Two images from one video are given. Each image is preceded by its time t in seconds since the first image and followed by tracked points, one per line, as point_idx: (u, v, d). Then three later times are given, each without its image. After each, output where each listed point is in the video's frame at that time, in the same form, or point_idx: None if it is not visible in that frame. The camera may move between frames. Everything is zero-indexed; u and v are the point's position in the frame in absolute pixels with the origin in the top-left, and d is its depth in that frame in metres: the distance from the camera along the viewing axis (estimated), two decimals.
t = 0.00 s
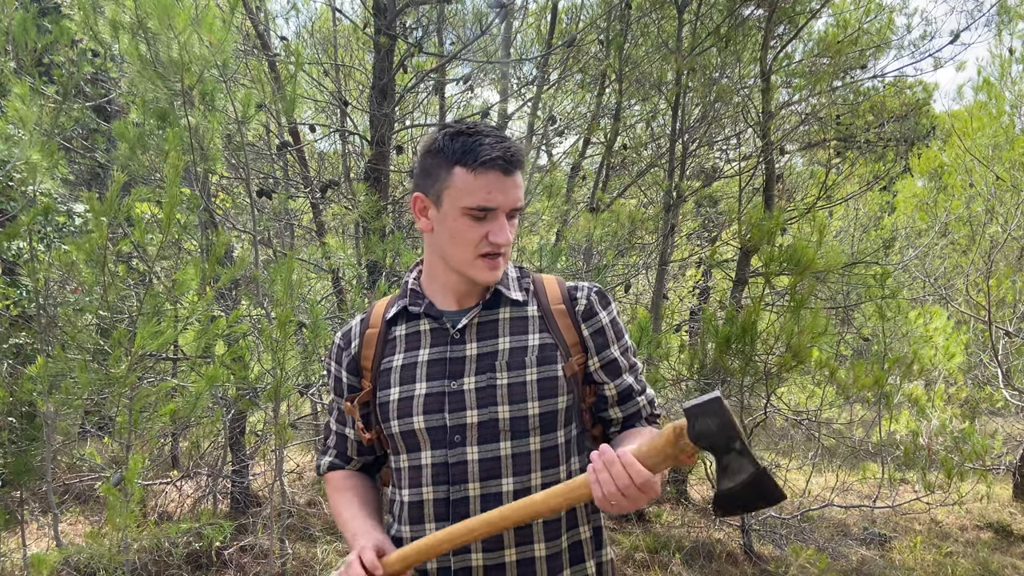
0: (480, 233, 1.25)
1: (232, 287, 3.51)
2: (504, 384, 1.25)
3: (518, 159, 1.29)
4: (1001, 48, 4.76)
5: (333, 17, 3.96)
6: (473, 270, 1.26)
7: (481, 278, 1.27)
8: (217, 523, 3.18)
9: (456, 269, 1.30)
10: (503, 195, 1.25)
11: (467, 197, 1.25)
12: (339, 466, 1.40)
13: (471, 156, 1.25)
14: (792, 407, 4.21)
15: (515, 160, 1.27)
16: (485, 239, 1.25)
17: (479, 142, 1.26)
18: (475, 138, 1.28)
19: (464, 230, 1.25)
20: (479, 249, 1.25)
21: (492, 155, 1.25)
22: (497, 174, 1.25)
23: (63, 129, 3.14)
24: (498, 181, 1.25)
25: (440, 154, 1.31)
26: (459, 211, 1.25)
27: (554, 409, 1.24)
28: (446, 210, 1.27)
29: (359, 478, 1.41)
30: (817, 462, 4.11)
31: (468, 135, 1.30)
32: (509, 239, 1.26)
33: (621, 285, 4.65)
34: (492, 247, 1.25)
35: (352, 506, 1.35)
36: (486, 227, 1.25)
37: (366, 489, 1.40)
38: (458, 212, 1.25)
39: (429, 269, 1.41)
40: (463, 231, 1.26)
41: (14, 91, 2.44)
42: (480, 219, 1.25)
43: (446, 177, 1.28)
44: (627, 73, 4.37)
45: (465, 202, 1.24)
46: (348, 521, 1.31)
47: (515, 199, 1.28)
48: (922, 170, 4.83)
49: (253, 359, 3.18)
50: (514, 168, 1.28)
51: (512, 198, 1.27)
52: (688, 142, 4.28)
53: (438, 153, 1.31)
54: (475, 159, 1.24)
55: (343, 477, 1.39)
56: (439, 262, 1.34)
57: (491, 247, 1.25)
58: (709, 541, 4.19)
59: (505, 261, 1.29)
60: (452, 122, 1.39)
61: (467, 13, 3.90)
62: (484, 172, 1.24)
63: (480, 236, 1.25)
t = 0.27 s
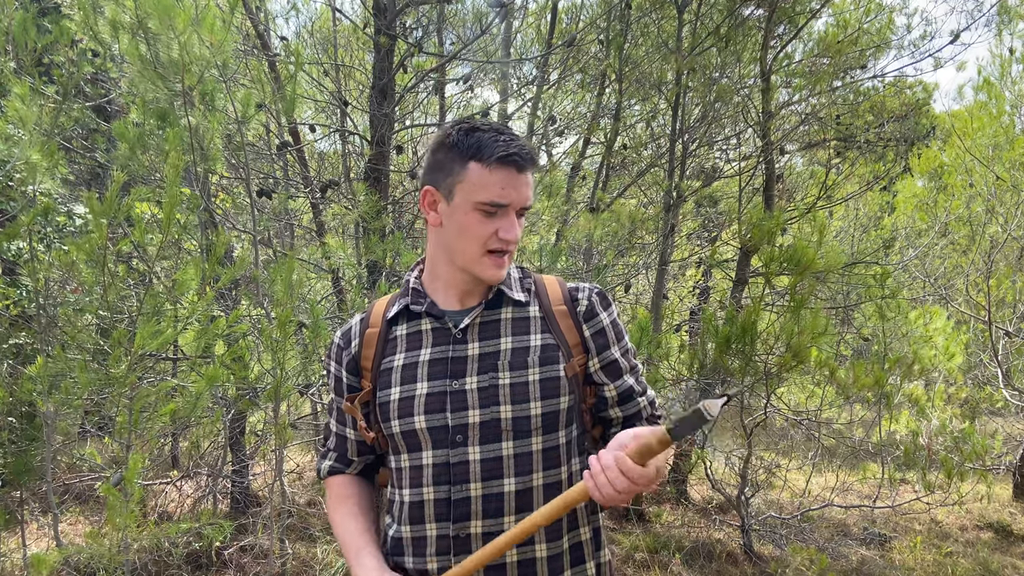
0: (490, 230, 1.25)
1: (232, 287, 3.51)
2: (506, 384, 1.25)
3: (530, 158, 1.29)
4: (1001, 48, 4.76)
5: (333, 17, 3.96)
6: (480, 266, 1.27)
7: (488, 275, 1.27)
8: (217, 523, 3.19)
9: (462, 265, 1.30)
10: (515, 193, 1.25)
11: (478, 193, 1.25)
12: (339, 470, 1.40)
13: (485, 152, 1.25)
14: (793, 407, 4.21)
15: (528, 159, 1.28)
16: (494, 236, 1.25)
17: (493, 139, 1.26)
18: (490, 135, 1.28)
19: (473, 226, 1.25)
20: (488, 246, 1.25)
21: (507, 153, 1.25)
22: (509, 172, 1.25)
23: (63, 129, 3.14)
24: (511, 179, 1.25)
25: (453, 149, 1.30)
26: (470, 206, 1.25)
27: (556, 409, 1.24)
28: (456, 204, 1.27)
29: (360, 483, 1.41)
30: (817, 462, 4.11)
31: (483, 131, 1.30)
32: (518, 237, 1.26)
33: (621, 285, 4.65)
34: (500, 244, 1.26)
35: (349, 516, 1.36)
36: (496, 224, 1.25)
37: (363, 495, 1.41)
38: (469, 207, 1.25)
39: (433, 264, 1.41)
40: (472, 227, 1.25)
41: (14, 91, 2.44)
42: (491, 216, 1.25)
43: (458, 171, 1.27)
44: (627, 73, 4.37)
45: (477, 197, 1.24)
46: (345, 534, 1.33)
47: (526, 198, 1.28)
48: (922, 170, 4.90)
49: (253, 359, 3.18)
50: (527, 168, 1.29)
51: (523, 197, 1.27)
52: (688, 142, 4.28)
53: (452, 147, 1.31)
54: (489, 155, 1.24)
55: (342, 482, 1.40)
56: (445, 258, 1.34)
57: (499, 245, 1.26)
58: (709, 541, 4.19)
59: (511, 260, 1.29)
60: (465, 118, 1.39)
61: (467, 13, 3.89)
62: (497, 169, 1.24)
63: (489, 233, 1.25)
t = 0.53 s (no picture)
0: (485, 226, 1.25)
1: (232, 287, 3.51)
2: (505, 385, 1.25)
3: (526, 155, 1.29)
4: (1001, 48, 4.77)
5: (333, 17, 3.96)
6: (476, 263, 1.27)
7: (484, 272, 1.27)
8: (217, 523, 3.19)
9: (459, 263, 1.30)
10: (511, 189, 1.25)
11: (474, 189, 1.25)
12: (337, 473, 1.40)
13: (481, 149, 1.25)
14: (792, 407, 4.21)
15: (523, 155, 1.28)
16: (490, 233, 1.25)
17: (489, 136, 1.27)
18: (485, 132, 1.28)
19: (469, 222, 1.25)
20: (483, 243, 1.25)
21: (502, 150, 1.25)
22: (505, 168, 1.25)
23: (63, 129, 3.14)
24: (506, 176, 1.25)
25: (449, 146, 1.31)
26: (465, 203, 1.25)
27: (555, 410, 1.24)
28: (452, 201, 1.27)
29: (355, 487, 1.42)
30: (817, 462, 4.11)
31: (478, 129, 1.30)
32: (514, 234, 1.26)
33: (621, 285, 4.65)
34: (496, 241, 1.26)
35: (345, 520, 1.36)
36: (491, 221, 1.25)
37: (358, 497, 1.41)
38: (464, 204, 1.25)
39: (431, 263, 1.41)
40: (468, 224, 1.26)
41: (14, 91, 2.44)
42: (487, 213, 1.25)
43: (454, 168, 1.28)
44: (627, 73, 4.37)
45: (473, 194, 1.24)
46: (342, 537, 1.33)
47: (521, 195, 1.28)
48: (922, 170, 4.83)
49: (253, 359, 3.18)
50: (523, 164, 1.28)
51: (520, 194, 1.27)
52: (688, 142, 4.28)
53: (448, 145, 1.31)
54: (485, 152, 1.25)
55: (337, 486, 1.40)
56: (443, 255, 1.34)
57: (495, 241, 1.26)
58: (709, 541, 4.19)
59: (507, 257, 1.29)
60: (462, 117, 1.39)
61: (467, 13, 3.90)
62: (492, 165, 1.24)
63: (485, 229, 1.25)
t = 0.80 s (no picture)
0: (468, 220, 1.25)
1: (232, 287, 3.51)
2: (504, 386, 1.25)
3: (506, 146, 1.28)
4: (1001, 48, 4.77)
5: (333, 17, 3.96)
6: (462, 258, 1.27)
7: (470, 267, 1.27)
8: (217, 523, 3.19)
9: (448, 259, 1.31)
10: (490, 181, 1.25)
11: (454, 184, 1.26)
12: (340, 467, 1.40)
13: (458, 143, 1.26)
14: (792, 407, 4.21)
15: (503, 146, 1.27)
16: (472, 227, 1.25)
17: (466, 130, 1.27)
18: (462, 127, 1.28)
19: (452, 218, 1.26)
20: (467, 237, 1.25)
21: (477, 143, 1.24)
22: (483, 160, 1.25)
23: (62, 129, 3.14)
24: (483, 169, 1.25)
25: (431, 145, 1.32)
26: (446, 198, 1.26)
27: (554, 412, 1.24)
28: (435, 198, 1.28)
29: (359, 479, 1.41)
30: (816, 462, 4.11)
31: (458, 125, 1.30)
32: (497, 226, 1.25)
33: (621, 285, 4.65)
34: (479, 234, 1.25)
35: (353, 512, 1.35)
36: (473, 215, 1.25)
37: (363, 490, 1.40)
38: (446, 201, 1.26)
39: (428, 263, 1.42)
40: (451, 219, 1.26)
41: (14, 91, 2.44)
42: (468, 207, 1.25)
43: (435, 165, 1.29)
44: (627, 73, 4.37)
45: (453, 188, 1.25)
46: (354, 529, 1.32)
47: (503, 187, 1.27)
48: (922, 170, 4.78)
49: (253, 359, 3.18)
50: (502, 156, 1.27)
51: (501, 185, 1.26)
52: (688, 142, 4.28)
53: (430, 143, 1.33)
54: (462, 146, 1.25)
55: (342, 479, 1.40)
56: (434, 253, 1.35)
57: (479, 235, 1.25)
58: (708, 541, 4.19)
59: (496, 251, 1.28)
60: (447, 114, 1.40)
61: (467, 13, 3.90)
62: (469, 159, 1.25)
63: (467, 223, 1.25)
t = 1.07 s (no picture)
0: (463, 220, 1.25)
1: (232, 287, 3.51)
2: (507, 385, 1.25)
3: (500, 144, 1.28)
4: (1001, 48, 4.77)
5: (333, 17, 3.96)
6: (458, 257, 1.27)
7: (466, 266, 1.27)
8: (217, 523, 3.19)
9: (446, 258, 1.31)
10: (483, 180, 1.25)
11: (449, 184, 1.26)
12: (341, 469, 1.41)
13: (452, 143, 1.26)
14: (793, 407, 4.21)
15: (497, 145, 1.27)
16: (468, 226, 1.25)
17: (460, 130, 1.27)
18: (457, 126, 1.29)
19: (447, 217, 1.26)
20: (462, 237, 1.25)
21: (472, 142, 1.24)
22: (477, 160, 1.25)
23: (63, 129, 3.14)
24: (478, 168, 1.25)
25: (428, 145, 1.33)
26: (441, 198, 1.27)
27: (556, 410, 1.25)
28: (432, 198, 1.29)
29: (360, 481, 1.41)
30: (817, 462, 4.11)
31: (453, 124, 1.30)
32: (492, 225, 1.25)
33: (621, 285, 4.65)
34: (474, 233, 1.25)
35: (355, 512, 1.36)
36: (468, 214, 1.25)
37: (364, 492, 1.40)
38: (442, 200, 1.27)
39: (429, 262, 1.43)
40: (446, 219, 1.26)
41: (14, 91, 2.44)
42: (463, 206, 1.26)
43: (431, 165, 1.30)
44: (627, 73, 4.37)
45: (447, 189, 1.26)
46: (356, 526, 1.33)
47: (498, 185, 1.27)
48: (922, 170, 4.86)
49: (253, 359, 3.17)
50: (497, 155, 1.27)
51: (495, 184, 1.26)
52: (688, 142, 4.28)
53: (427, 143, 1.34)
54: (456, 146, 1.25)
55: (344, 480, 1.40)
56: (432, 253, 1.36)
57: (474, 234, 1.25)
58: (709, 541, 4.19)
59: (493, 250, 1.28)
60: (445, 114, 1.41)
61: (467, 13, 3.90)
62: (463, 158, 1.25)
63: (462, 223, 1.25)
